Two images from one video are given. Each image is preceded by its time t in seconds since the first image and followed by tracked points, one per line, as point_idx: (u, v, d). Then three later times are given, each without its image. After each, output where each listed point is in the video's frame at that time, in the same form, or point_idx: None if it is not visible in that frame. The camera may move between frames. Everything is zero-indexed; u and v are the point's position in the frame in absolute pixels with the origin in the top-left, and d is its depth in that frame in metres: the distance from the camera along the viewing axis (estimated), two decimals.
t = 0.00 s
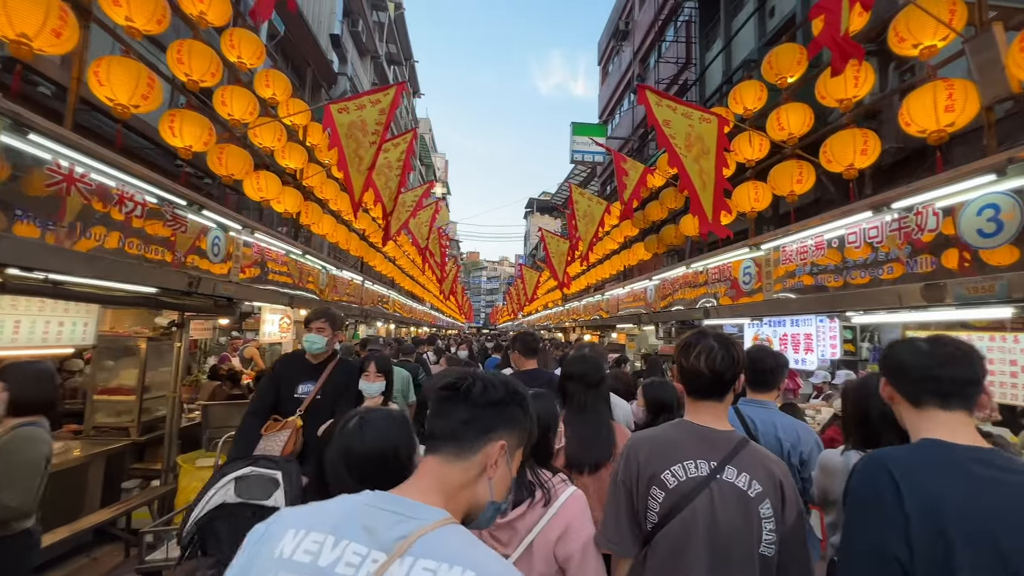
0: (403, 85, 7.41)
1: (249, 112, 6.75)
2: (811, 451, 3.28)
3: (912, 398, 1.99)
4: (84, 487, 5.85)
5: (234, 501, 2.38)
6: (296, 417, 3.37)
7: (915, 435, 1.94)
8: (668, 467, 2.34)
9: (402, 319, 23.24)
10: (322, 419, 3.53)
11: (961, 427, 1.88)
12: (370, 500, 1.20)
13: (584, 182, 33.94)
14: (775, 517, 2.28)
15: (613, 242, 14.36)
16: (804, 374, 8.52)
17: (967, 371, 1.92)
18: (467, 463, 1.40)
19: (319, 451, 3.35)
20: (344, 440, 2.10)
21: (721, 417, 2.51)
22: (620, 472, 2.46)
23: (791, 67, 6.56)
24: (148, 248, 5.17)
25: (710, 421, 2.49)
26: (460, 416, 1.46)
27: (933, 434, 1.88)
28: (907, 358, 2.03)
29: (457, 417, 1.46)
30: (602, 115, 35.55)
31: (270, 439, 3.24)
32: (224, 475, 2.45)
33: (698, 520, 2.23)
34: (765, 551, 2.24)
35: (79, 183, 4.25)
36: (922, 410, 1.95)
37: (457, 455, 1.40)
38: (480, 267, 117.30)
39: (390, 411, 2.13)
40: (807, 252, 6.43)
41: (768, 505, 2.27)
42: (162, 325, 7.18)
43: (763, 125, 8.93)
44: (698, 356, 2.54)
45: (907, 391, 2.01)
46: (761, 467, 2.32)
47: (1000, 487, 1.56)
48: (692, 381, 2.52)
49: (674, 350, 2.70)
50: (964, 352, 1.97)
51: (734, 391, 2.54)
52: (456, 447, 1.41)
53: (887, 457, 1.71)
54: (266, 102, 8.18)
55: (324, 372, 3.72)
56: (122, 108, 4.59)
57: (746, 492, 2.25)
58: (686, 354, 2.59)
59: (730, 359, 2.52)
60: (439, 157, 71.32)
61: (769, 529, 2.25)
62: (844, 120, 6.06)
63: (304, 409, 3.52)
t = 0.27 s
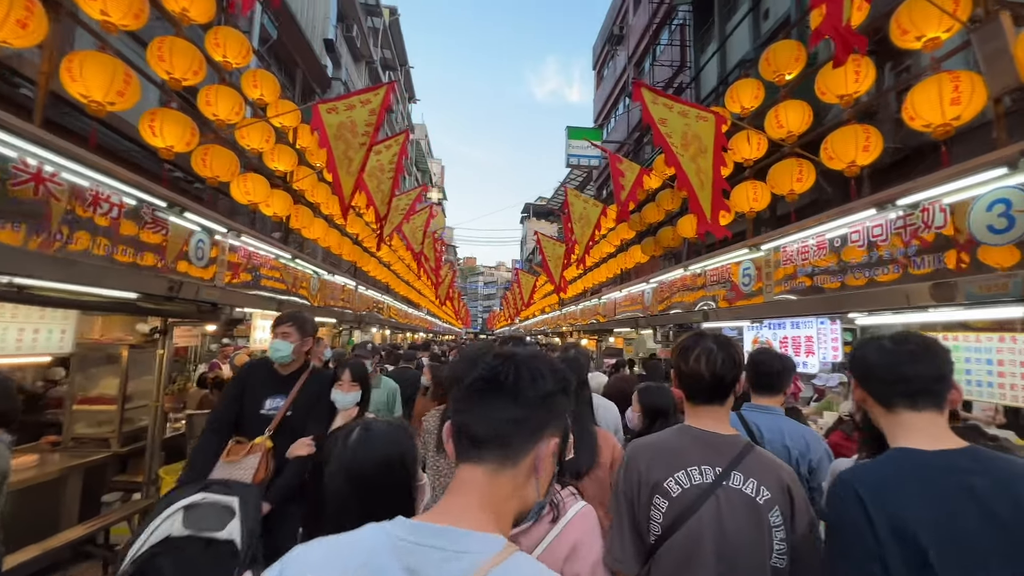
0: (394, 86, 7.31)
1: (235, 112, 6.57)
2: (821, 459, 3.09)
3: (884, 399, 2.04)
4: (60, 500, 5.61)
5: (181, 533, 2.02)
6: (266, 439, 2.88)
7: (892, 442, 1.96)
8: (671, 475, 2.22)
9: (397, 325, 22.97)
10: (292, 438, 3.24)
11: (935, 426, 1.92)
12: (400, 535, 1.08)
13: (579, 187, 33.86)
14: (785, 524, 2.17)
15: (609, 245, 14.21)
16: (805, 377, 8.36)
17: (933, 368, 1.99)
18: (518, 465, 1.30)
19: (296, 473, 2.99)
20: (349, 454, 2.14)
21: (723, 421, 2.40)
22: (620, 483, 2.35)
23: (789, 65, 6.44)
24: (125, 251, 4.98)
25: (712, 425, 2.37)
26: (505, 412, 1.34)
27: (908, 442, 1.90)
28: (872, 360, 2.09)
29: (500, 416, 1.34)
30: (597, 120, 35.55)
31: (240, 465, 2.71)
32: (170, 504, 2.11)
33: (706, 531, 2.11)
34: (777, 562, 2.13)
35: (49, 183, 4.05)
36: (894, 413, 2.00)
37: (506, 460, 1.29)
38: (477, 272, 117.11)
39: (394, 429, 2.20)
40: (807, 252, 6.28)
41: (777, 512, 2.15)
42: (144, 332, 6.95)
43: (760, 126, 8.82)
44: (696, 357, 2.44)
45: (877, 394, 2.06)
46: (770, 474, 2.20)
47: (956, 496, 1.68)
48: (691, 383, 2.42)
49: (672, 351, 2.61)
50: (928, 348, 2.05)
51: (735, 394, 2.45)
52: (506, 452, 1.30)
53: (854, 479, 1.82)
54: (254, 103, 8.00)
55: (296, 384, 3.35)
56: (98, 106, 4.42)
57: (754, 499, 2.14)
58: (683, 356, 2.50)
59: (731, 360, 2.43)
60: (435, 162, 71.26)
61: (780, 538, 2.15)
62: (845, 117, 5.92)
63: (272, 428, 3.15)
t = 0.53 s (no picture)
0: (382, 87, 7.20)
1: (218, 113, 6.39)
2: (826, 466, 2.89)
3: (872, 410, 2.02)
4: (32, 516, 5.25)
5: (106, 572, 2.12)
6: (214, 464, 2.66)
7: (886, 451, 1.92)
8: (647, 492, 2.25)
9: (390, 331, 22.67)
10: (245, 457, 2.96)
11: (927, 433, 1.90)
12: None
13: (573, 191, 33.79)
14: (770, 539, 2.14)
15: (604, 249, 14.09)
16: (802, 381, 8.26)
17: (919, 375, 1.98)
18: (568, 476, 1.19)
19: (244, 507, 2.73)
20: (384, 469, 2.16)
21: (701, 429, 2.45)
22: (602, 501, 2.40)
23: (782, 65, 6.37)
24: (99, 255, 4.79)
25: (689, 437, 2.42)
26: (567, 402, 1.25)
27: (901, 450, 1.87)
28: (856, 371, 2.08)
29: (563, 406, 1.24)
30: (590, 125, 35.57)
31: (179, 496, 2.41)
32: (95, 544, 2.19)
33: (685, 548, 2.10)
34: None
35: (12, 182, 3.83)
36: (882, 423, 1.98)
37: (563, 467, 1.19)
38: (471, 278, 116.83)
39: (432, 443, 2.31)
40: (804, 253, 6.16)
41: (760, 525, 2.13)
42: (124, 339, 6.70)
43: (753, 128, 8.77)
44: (670, 364, 2.53)
45: (865, 404, 2.05)
46: (752, 487, 2.19)
47: (948, 501, 1.63)
48: (668, 393, 2.50)
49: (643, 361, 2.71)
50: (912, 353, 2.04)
51: (712, 398, 2.52)
52: (561, 455, 1.20)
53: (844, 489, 1.79)
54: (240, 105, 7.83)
55: (245, 398, 3.08)
56: (70, 104, 4.25)
57: (734, 513, 2.12)
58: (654, 363, 2.60)
59: (703, 365, 2.50)
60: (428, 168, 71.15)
61: (764, 553, 2.12)
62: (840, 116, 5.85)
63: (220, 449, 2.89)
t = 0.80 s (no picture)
0: (376, 92, 7.28)
1: (211, 118, 6.35)
2: (826, 474, 2.80)
3: (901, 412, 2.00)
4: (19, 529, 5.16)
5: None
6: (152, 482, 2.56)
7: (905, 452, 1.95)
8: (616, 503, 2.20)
9: (388, 337, 22.57)
10: (191, 471, 2.83)
11: (953, 438, 1.89)
12: None
13: (572, 196, 33.83)
14: (740, 542, 2.08)
15: (601, 254, 14.04)
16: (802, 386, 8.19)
17: (951, 379, 1.93)
18: (583, 506, 1.16)
19: (192, 530, 2.55)
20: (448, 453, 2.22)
21: (672, 437, 2.45)
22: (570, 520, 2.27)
23: (778, 68, 6.35)
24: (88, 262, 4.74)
25: (662, 444, 2.39)
26: (585, 425, 1.17)
27: (922, 452, 1.89)
28: (888, 368, 2.05)
29: (580, 429, 1.17)
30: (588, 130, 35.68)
31: (109, 521, 2.37)
32: None
33: (656, 558, 2.04)
34: None
35: None
36: (912, 426, 1.96)
37: (578, 497, 1.15)
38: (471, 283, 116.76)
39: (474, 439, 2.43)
40: (803, 256, 6.09)
41: (728, 529, 2.09)
42: (116, 348, 6.68)
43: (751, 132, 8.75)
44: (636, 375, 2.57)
45: (893, 405, 2.03)
46: (721, 490, 2.16)
47: (968, 504, 1.66)
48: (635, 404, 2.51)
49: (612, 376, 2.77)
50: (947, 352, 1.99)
51: (677, 403, 2.57)
52: (576, 483, 1.15)
53: (865, 487, 1.84)
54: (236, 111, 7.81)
55: (194, 405, 2.96)
56: (58, 109, 4.22)
57: (703, 518, 2.09)
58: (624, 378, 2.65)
59: (665, 376, 2.57)
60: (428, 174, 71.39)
61: (735, 557, 2.06)
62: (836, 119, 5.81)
63: (163, 464, 2.75)
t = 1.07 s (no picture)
0: (375, 101, 7.41)
1: (213, 128, 6.40)
2: (824, 485, 2.80)
3: (938, 421, 1.92)
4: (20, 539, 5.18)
5: None
6: (114, 510, 2.45)
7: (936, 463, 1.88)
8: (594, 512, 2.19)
9: (390, 342, 22.60)
10: (160, 493, 2.69)
11: (991, 452, 1.79)
12: None
13: (573, 201, 33.93)
14: (712, 548, 2.11)
15: (602, 259, 14.06)
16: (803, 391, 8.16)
17: (997, 394, 1.82)
18: (568, 510, 1.15)
19: (163, 558, 2.42)
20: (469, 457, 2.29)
21: (648, 448, 2.43)
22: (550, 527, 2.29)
23: (777, 74, 6.37)
24: (91, 272, 4.78)
25: (634, 454, 2.37)
26: (567, 438, 1.19)
27: (957, 464, 1.81)
28: (935, 379, 1.95)
29: (562, 442, 1.18)
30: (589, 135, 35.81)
31: (65, 556, 2.25)
32: None
33: (631, 567, 2.03)
34: None
35: None
36: (950, 439, 1.87)
37: (564, 501, 1.14)
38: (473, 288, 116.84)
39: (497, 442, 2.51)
40: (802, 262, 6.09)
41: (701, 535, 2.10)
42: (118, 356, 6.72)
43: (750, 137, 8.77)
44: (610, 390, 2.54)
45: (933, 416, 1.94)
46: (695, 499, 2.16)
47: (1015, 520, 1.57)
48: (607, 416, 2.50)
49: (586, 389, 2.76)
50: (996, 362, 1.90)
51: (649, 412, 2.55)
52: (562, 489, 1.15)
53: (896, 490, 1.77)
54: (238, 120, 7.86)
55: (161, 421, 2.81)
56: (60, 121, 4.27)
57: (675, 526, 2.09)
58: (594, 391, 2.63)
59: (635, 386, 2.55)
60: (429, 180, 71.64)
61: (706, 562, 2.08)
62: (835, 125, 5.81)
63: (125, 489, 2.61)
